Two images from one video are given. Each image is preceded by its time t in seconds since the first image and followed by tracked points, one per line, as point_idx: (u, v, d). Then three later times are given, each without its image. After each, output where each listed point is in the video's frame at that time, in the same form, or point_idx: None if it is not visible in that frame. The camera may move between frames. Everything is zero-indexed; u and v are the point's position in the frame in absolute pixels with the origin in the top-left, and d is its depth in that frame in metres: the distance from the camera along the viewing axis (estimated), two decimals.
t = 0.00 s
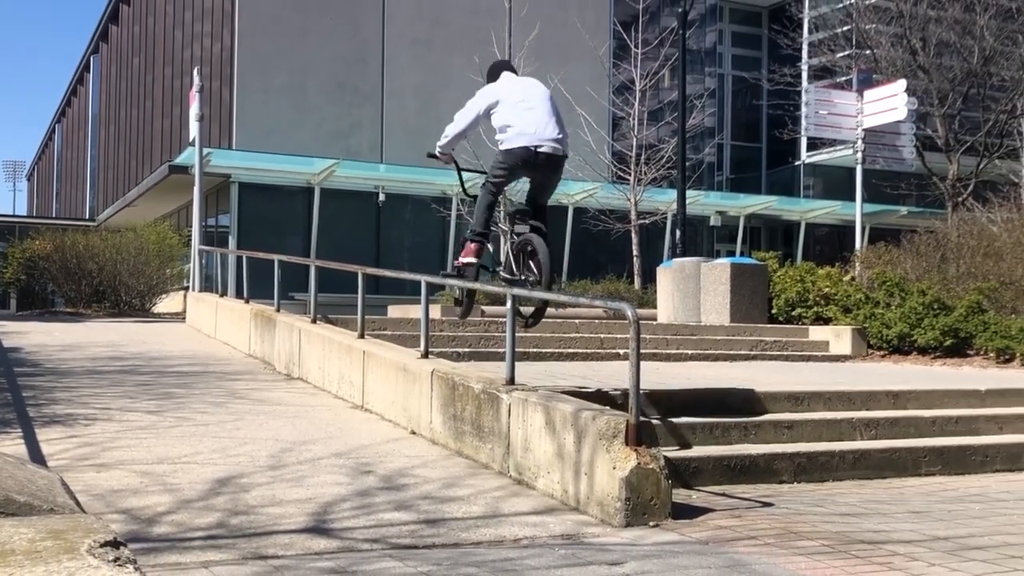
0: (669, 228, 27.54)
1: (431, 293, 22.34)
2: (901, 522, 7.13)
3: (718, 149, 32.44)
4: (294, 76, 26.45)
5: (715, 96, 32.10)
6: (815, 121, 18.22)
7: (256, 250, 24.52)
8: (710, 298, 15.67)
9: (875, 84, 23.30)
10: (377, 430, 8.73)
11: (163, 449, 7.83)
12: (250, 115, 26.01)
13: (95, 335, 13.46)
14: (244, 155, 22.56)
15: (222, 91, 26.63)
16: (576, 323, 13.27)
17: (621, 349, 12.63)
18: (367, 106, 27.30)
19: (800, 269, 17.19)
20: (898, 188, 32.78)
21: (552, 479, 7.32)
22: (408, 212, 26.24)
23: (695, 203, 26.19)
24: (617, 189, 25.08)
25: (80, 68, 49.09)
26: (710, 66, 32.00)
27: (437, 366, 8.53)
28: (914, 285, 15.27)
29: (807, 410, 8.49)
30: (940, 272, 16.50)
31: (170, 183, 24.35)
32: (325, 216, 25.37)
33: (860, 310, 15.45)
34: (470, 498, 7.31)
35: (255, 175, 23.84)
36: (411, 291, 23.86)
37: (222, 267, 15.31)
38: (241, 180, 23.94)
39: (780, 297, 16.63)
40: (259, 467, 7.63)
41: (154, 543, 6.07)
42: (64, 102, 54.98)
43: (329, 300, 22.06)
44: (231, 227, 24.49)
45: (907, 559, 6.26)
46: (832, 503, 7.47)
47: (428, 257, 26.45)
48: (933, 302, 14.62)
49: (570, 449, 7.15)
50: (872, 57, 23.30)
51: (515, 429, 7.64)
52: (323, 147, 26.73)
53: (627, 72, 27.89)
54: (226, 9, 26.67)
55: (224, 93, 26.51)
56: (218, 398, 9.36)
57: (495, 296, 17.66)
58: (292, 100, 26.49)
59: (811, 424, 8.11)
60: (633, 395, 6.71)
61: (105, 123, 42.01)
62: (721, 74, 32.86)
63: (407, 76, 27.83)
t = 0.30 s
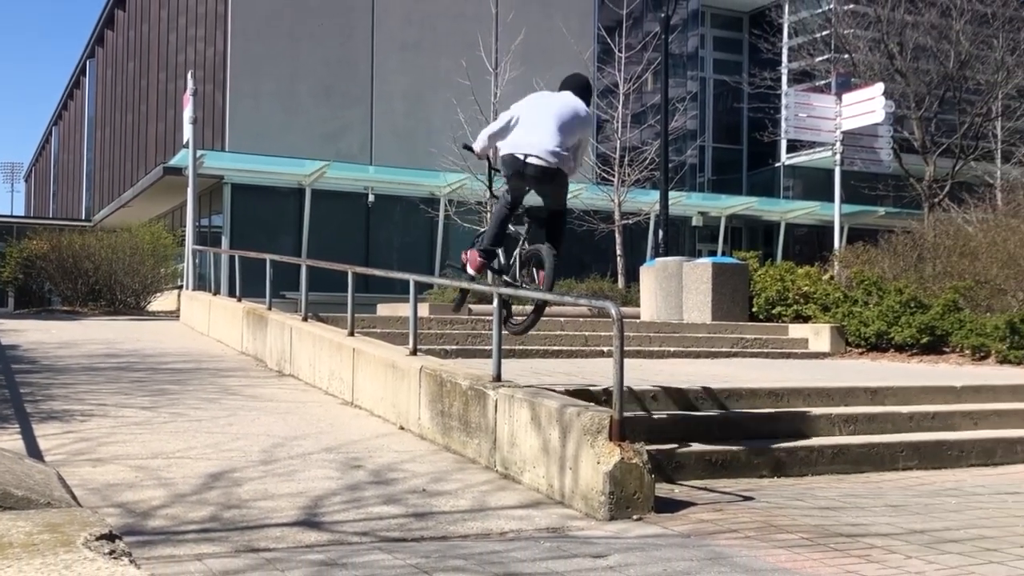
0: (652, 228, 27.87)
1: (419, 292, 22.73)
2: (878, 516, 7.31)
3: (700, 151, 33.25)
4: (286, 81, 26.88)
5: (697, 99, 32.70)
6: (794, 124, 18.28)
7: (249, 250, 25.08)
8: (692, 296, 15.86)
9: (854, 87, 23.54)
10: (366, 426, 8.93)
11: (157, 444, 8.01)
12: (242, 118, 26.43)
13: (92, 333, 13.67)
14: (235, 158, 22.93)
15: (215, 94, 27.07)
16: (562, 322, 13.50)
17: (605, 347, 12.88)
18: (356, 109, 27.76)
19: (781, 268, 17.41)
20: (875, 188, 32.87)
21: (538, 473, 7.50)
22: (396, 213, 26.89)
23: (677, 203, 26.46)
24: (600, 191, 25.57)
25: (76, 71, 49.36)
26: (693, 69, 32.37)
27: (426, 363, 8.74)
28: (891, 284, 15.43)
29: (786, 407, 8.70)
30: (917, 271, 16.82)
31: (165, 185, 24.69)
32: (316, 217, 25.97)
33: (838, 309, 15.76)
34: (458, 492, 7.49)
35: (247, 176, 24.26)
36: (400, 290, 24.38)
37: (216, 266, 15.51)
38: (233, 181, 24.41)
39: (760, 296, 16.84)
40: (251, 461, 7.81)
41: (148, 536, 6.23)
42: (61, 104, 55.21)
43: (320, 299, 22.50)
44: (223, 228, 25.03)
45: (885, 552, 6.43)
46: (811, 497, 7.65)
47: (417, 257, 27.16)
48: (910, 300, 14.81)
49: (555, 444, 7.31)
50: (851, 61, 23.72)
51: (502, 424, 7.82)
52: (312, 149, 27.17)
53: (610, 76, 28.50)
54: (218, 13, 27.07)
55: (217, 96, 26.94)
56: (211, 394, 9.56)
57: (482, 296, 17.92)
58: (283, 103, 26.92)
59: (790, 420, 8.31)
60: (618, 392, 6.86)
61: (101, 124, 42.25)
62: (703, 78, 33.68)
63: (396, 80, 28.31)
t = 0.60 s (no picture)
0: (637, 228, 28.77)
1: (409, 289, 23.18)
2: (857, 510, 7.48)
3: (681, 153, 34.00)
4: (278, 84, 27.28)
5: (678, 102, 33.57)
6: (774, 126, 18.57)
7: (242, 250, 25.41)
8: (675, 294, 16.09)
9: (832, 91, 23.93)
10: (356, 422, 9.13)
11: (152, 439, 8.20)
12: (236, 119, 26.76)
13: (88, 331, 13.88)
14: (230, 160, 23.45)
15: (209, 97, 27.42)
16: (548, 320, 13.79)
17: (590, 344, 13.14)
18: (346, 111, 28.23)
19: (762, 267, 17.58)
20: (853, 189, 33.31)
21: (524, 468, 7.68)
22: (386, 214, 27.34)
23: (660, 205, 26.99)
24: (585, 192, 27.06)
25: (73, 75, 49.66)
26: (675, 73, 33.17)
27: (414, 360, 8.93)
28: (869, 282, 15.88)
29: (766, 403, 8.90)
30: (895, 271, 17.10)
31: (161, 186, 24.98)
32: (307, 219, 26.36)
33: (817, 308, 15.98)
34: (446, 486, 7.67)
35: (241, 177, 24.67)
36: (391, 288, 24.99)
37: (209, 266, 15.72)
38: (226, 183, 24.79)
39: (741, 294, 16.99)
40: (244, 456, 8.00)
41: (144, 529, 6.40)
42: (57, 108, 55.55)
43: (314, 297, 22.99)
44: (216, 228, 25.33)
45: (862, 544, 6.60)
46: (790, 491, 7.84)
47: (406, 257, 27.67)
48: (888, 299, 15.29)
49: (541, 439, 7.49)
50: (829, 65, 24.21)
51: (489, 420, 8.01)
52: (304, 150, 27.58)
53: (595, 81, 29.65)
54: (211, 19, 27.46)
55: (210, 98, 27.29)
56: (205, 390, 9.76)
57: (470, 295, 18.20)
58: (276, 106, 27.31)
59: (771, 416, 8.49)
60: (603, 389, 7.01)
61: (97, 127, 42.51)
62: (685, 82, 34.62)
63: (386, 82, 28.84)
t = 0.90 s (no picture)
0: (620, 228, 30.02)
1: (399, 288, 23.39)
2: (836, 504, 7.66)
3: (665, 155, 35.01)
4: (270, 89, 27.52)
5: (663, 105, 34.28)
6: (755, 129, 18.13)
7: (235, 250, 25.62)
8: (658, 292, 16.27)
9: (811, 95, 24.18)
10: (347, 417, 9.34)
11: (148, 435, 8.39)
12: (229, 123, 26.99)
13: (86, 329, 14.10)
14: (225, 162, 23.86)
15: (202, 100, 27.68)
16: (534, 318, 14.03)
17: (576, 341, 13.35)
18: (335, 116, 28.43)
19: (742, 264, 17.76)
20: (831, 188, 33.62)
21: (511, 463, 7.86)
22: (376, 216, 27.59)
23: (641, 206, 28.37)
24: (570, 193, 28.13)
25: (70, 80, 50.00)
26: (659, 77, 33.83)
27: (404, 357, 9.14)
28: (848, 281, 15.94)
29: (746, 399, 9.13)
30: (872, 271, 17.19)
31: (157, 188, 25.22)
32: (299, 220, 26.58)
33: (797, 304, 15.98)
34: (435, 480, 7.86)
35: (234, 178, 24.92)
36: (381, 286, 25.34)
37: (203, 265, 15.96)
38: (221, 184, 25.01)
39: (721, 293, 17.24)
40: (238, 452, 8.19)
41: (140, 523, 6.58)
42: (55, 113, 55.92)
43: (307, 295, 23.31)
44: (211, 228, 25.57)
45: (841, 537, 6.76)
46: (771, 485, 8.03)
47: (395, 258, 27.95)
48: (866, 298, 15.39)
49: (527, 434, 7.67)
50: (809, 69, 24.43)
51: (476, 416, 8.19)
52: (294, 154, 27.80)
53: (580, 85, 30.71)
54: (205, 25, 27.72)
55: (204, 102, 27.54)
56: (200, 387, 9.96)
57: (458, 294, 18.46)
58: (267, 110, 27.54)
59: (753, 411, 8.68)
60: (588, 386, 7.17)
61: (94, 130, 42.78)
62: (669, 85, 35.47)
63: (376, 87, 29.04)
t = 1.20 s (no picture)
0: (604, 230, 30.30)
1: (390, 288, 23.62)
2: (815, 497, 7.85)
3: (650, 157, 35.35)
4: (263, 93, 27.76)
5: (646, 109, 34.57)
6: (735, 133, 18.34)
7: (229, 249, 25.81)
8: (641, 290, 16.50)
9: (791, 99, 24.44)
10: (338, 414, 9.56)
11: (144, 430, 8.60)
12: (224, 127, 27.22)
13: (84, 326, 14.33)
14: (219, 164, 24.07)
15: (197, 104, 27.91)
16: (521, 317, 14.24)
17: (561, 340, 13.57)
18: (328, 120, 28.68)
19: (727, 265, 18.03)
20: (811, 191, 34.23)
21: (499, 457, 8.07)
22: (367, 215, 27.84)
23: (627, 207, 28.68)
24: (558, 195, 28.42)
25: (69, 84, 50.34)
26: (642, 82, 34.22)
27: (395, 355, 9.36)
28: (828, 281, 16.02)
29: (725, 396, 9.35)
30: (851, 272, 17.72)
31: (152, 189, 25.43)
32: (292, 220, 26.77)
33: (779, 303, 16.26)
34: (425, 474, 8.07)
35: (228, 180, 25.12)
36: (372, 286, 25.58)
37: (198, 265, 16.17)
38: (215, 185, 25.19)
39: (705, 291, 17.54)
40: (232, 447, 8.40)
41: (138, 516, 6.79)
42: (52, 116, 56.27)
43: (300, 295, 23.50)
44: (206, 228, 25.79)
45: (820, 530, 6.94)
46: (751, 478, 8.25)
47: (385, 258, 28.20)
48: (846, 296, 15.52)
49: (514, 430, 7.87)
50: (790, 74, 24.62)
51: (465, 412, 8.40)
52: (286, 157, 28.03)
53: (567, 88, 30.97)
54: (200, 30, 27.96)
55: (199, 105, 27.76)
56: (196, 384, 10.19)
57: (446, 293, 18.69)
58: (260, 114, 27.76)
59: (734, 408, 8.88)
60: (571, 383, 7.38)
61: (92, 132, 43.07)
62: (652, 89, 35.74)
63: (368, 92, 29.29)
